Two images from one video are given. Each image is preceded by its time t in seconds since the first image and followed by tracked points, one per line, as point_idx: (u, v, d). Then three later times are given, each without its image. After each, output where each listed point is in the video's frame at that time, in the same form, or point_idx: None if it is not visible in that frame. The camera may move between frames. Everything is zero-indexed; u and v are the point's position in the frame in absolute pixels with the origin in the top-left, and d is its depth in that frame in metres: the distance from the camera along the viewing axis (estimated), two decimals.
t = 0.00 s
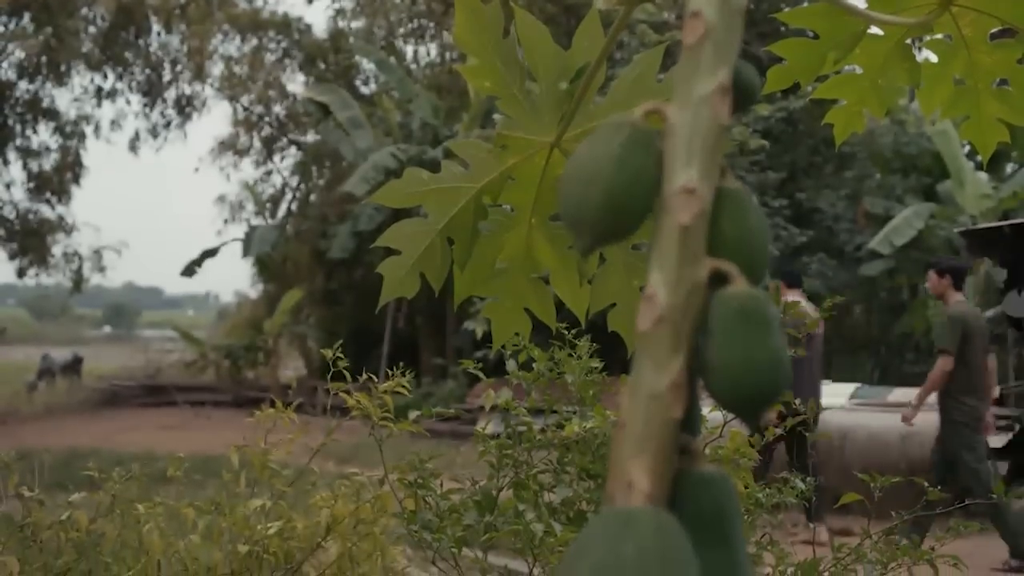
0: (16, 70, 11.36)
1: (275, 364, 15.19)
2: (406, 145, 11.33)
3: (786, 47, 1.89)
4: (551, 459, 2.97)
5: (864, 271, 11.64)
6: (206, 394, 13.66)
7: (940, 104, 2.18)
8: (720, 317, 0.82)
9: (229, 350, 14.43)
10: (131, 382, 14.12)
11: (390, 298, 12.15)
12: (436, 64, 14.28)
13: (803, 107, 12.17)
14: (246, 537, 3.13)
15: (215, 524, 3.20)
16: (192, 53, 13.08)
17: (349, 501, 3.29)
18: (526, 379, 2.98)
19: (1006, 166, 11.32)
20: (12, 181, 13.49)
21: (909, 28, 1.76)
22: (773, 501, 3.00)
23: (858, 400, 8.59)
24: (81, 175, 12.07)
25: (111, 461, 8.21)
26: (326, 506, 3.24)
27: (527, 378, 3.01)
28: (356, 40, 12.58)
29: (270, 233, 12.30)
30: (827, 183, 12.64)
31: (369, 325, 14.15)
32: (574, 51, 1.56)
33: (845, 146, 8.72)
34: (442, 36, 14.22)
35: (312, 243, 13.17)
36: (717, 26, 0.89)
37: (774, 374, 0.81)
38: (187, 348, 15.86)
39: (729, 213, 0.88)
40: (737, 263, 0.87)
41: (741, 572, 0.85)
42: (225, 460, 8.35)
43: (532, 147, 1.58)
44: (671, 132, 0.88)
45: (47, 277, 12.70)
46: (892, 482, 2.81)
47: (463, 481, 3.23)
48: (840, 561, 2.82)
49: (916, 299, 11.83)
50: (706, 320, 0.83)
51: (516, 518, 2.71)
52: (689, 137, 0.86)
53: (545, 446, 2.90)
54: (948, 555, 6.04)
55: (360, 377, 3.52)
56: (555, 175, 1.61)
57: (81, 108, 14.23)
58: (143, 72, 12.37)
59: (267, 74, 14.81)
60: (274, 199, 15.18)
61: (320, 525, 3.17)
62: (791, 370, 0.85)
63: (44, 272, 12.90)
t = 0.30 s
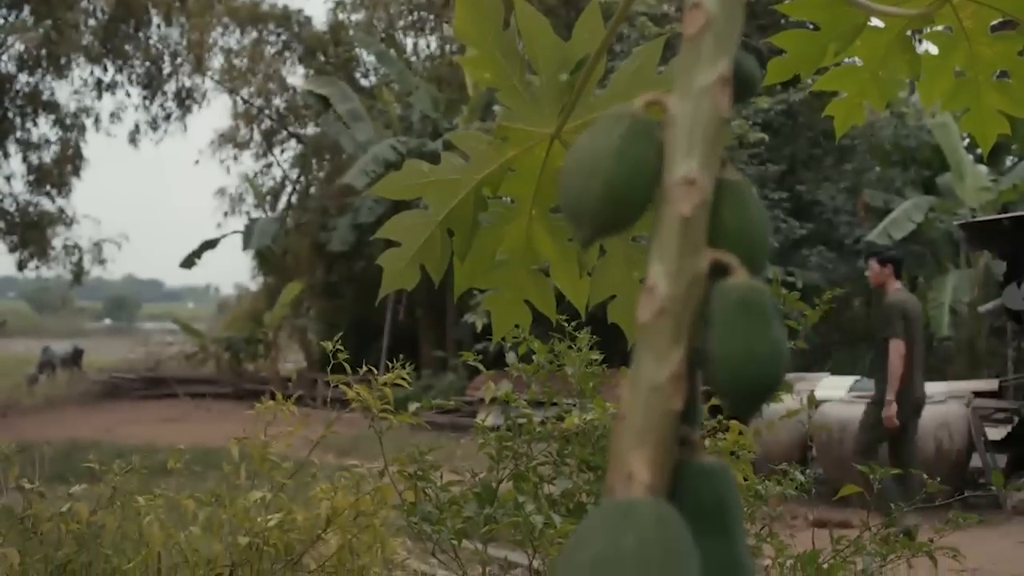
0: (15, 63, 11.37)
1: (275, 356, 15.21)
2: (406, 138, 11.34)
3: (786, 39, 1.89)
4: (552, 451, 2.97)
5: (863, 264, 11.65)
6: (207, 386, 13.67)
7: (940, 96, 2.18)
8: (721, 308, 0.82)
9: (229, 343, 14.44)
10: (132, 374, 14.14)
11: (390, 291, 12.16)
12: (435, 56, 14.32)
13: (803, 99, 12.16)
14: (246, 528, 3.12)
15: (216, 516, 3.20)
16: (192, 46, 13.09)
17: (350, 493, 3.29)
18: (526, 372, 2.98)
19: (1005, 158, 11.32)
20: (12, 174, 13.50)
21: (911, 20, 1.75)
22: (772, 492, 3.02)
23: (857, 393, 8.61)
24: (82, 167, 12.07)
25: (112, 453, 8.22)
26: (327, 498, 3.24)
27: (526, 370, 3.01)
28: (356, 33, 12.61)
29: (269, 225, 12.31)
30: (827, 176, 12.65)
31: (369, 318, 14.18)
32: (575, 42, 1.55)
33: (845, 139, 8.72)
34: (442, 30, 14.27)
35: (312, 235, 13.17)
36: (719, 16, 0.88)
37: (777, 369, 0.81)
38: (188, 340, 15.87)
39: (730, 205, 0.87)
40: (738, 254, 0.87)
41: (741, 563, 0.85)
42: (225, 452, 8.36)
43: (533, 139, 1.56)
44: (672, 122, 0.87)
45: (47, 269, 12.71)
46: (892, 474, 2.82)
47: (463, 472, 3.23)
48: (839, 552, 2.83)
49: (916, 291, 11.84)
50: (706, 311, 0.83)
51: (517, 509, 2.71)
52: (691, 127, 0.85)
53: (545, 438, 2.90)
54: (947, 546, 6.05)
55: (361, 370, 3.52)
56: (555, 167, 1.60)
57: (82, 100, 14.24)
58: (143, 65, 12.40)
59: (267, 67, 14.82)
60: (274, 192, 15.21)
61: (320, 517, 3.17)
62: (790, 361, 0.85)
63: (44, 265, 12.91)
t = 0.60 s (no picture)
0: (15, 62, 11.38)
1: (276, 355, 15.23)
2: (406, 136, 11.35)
3: (787, 37, 1.88)
4: (553, 450, 2.96)
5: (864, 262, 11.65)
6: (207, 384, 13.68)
7: (940, 93, 2.17)
8: (722, 306, 0.82)
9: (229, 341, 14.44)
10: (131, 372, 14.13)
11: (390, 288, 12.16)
12: (435, 54, 14.34)
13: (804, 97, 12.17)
14: (246, 526, 3.11)
15: (216, 514, 3.20)
16: (193, 44, 13.09)
17: (350, 491, 3.29)
18: (527, 370, 2.97)
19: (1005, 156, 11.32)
20: (13, 172, 13.51)
21: (912, 17, 1.74)
22: (773, 490, 3.02)
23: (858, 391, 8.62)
24: (82, 166, 12.08)
25: (112, 451, 8.22)
26: (327, 497, 3.23)
27: (527, 367, 3.00)
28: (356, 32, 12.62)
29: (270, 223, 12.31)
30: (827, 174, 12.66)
31: (370, 316, 14.19)
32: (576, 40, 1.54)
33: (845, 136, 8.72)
34: (442, 28, 14.30)
35: (313, 233, 13.18)
36: (720, 13, 0.88)
37: (777, 366, 0.81)
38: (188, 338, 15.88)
39: (731, 203, 0.87)
40: (741, 251, 0.86)
41: (742, 561, 0.85)
42: (226, 450, 8.36)
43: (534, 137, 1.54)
44: (673, 120, 0.86)
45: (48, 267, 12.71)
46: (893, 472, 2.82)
47: (463, 470, 3.23)
48: (841, 550, 2.80)
49: (916, 289, 11.84)
50: (708, 309, 0.83)
51: (517, 507, 2.71)
52: (693, 126, 0.84)
53: (545, 437, 2.90)
54: (946, 543, 6.06)
55: (362, 368, 3.51)
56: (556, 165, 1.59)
57: (82, 98, 14.26)
58: (143, 63, 12.41)
59: (267, 65, 14.83)
60: (274, 190, 15.23)
61: (321, 515, 3.16)
62: (790, 360, 0.85)
63: (45, 263, 12.91)
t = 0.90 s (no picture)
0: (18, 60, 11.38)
1: (279, 352, 15.23)
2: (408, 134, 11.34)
3: (791, 34, 1.87)
4: (557, 447, 2.95)
5: (867, 260, 11.63)
6: (210, 382, 13.68)
7: (947, 88, 2.15)
8: (729, 305, 0.82)
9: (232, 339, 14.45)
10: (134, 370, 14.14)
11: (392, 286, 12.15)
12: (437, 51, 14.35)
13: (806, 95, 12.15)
14: (250, 525, 3.10)
15: (221, 512, 3.19)
16: (196, 42, 13.08)
17: (353, 489, 3.28)
18: (531, 368, 2.97)
19: (1008, 153, 11.30)
20: (15, 170, 13.52)
21: (918, 13, 1.73)
22: (776, 488, 3.03)
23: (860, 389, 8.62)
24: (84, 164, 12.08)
25: (115, 450, 8.22)
26: (330, 495, 3.23)
27: (531, 365, 2.99)
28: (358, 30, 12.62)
29: (272, 221, 12.29)
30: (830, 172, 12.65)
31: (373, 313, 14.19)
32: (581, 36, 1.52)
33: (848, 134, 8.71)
34: (444, 25, 14.32)
35: (315, 231, 13.18)
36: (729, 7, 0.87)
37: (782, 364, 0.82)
38: (191, 336, 15.89)
39: (739, 198, 0.86)
40: (750, 249, 0.86)
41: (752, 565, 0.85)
42: (229, 449, 8.36)
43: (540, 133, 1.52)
44: (679, 117, 0.86)
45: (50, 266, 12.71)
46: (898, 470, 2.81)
47: (467, 467, 3.23)
48: (845, 548, 2.79)
49: (919, 286, 11.83)
50: (716, 307, 0.82)
51: (521, 505, 2.70)
52: (701, 122, 0.84)
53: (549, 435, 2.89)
54: (950, 542, 6.04)
55: (364, 367, 3.51)
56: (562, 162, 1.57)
57: (84, 96, 14.27)
58: (145, 62, 12.42)
59: (269, 63, 14.84)
60: (276, 188, 15.25)
61: (325, 513, 3.15)
62: (797, 357, 0.85)
63: (47, 262, 12.91)
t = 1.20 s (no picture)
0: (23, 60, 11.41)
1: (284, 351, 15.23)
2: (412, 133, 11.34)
3: (800, 30, 1.86)
4: (563, 447, 2.94)
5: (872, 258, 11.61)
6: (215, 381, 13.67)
7: (956, 85, 2.14)
8: (742, 303, 0.81)
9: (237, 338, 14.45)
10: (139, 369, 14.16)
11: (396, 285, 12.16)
12: (442, 50, 14.37)
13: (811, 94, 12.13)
14: (255, 524, 3.09)
15: (226, 512, 3.18)
16: (200, 40, 13.10)
17: (358, 488, 3.27)
18: (537, 366, 2.95)
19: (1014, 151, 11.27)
20: (21, 169, 13.54)
21: (928, 10, 1.72)
22: (783, 488, 3.01)
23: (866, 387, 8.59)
24: (89, 163, 12.10)
25: (120, 448, 8.22)
26: (336, 494, 3.21)
27: (537, 363, 2.98)
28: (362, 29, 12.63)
29: (277, 220, 12.30)
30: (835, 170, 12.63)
31: (377, 312, 14.19)
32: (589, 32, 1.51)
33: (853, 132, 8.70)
34: (448, 24, 14.34)
35: (319, 230, 13.18)
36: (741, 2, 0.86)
37: (796, 362, 0.81)
38: (196, 335, 15.90)
39: (751, 195, 0.86)
40: (764, 245, 0.85)
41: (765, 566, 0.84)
42: (234, 447, 8.36)
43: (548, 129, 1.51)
44: (691, 113, 0.85)
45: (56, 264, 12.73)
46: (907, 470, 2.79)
47: (473, 467, 3.22)
48: (851, 547, 2.78)
49: (925, 285, 11.80)
50: (730, 303, 0.82)
51: (528, 505, 2.69)
52: (712, 117, 0.83)
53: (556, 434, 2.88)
54: (956, 541, 6.02)
55: (369, 365, 3.50)
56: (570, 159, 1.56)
57: (89, 95, 14.29)
58: (150, 61, 12.44)
59: (273, 62, 14.86)
60: (281, 186, 15.26)
61: (330, 512, 3.14)
62: (811, 355, 0.84)
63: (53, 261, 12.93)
